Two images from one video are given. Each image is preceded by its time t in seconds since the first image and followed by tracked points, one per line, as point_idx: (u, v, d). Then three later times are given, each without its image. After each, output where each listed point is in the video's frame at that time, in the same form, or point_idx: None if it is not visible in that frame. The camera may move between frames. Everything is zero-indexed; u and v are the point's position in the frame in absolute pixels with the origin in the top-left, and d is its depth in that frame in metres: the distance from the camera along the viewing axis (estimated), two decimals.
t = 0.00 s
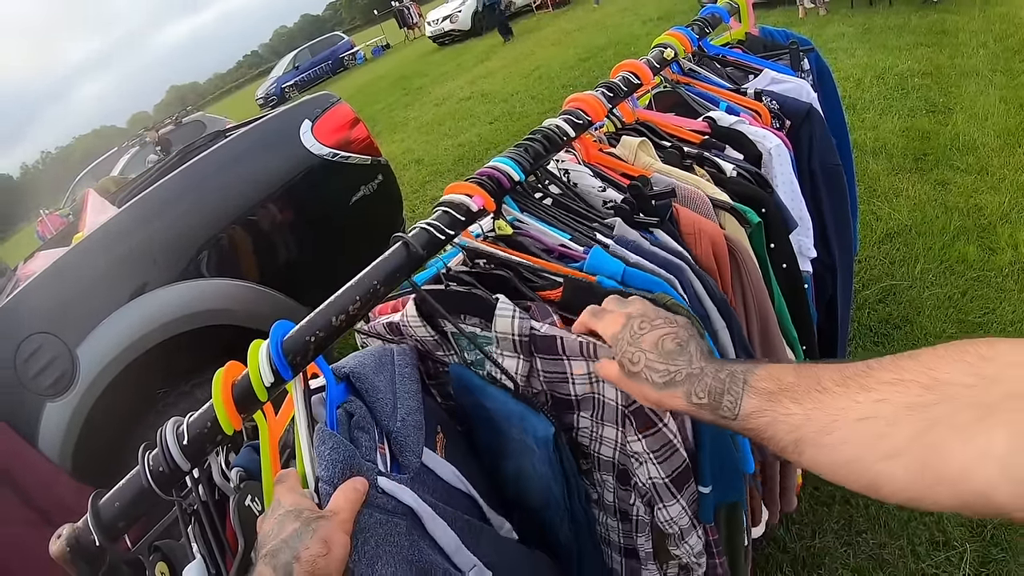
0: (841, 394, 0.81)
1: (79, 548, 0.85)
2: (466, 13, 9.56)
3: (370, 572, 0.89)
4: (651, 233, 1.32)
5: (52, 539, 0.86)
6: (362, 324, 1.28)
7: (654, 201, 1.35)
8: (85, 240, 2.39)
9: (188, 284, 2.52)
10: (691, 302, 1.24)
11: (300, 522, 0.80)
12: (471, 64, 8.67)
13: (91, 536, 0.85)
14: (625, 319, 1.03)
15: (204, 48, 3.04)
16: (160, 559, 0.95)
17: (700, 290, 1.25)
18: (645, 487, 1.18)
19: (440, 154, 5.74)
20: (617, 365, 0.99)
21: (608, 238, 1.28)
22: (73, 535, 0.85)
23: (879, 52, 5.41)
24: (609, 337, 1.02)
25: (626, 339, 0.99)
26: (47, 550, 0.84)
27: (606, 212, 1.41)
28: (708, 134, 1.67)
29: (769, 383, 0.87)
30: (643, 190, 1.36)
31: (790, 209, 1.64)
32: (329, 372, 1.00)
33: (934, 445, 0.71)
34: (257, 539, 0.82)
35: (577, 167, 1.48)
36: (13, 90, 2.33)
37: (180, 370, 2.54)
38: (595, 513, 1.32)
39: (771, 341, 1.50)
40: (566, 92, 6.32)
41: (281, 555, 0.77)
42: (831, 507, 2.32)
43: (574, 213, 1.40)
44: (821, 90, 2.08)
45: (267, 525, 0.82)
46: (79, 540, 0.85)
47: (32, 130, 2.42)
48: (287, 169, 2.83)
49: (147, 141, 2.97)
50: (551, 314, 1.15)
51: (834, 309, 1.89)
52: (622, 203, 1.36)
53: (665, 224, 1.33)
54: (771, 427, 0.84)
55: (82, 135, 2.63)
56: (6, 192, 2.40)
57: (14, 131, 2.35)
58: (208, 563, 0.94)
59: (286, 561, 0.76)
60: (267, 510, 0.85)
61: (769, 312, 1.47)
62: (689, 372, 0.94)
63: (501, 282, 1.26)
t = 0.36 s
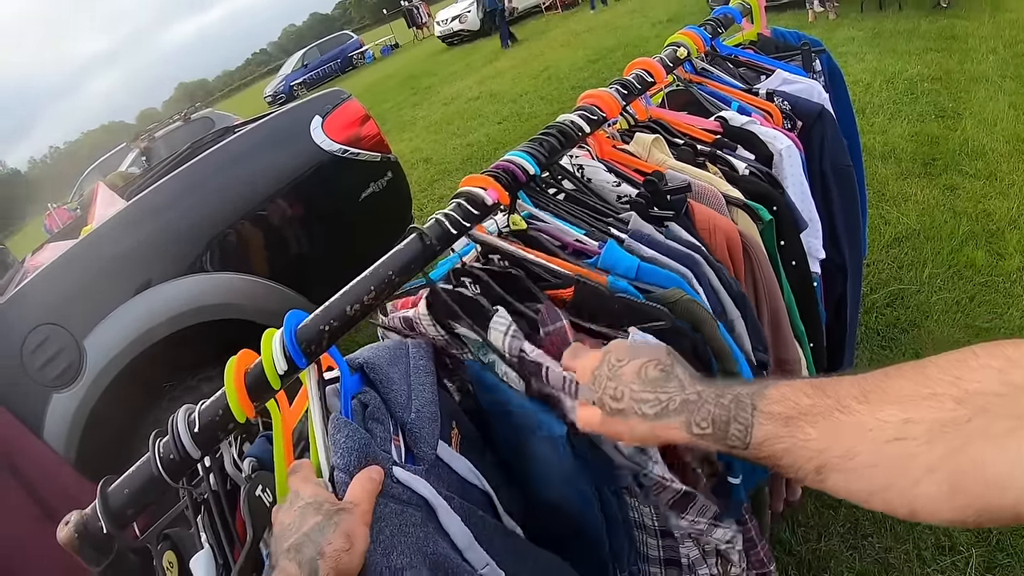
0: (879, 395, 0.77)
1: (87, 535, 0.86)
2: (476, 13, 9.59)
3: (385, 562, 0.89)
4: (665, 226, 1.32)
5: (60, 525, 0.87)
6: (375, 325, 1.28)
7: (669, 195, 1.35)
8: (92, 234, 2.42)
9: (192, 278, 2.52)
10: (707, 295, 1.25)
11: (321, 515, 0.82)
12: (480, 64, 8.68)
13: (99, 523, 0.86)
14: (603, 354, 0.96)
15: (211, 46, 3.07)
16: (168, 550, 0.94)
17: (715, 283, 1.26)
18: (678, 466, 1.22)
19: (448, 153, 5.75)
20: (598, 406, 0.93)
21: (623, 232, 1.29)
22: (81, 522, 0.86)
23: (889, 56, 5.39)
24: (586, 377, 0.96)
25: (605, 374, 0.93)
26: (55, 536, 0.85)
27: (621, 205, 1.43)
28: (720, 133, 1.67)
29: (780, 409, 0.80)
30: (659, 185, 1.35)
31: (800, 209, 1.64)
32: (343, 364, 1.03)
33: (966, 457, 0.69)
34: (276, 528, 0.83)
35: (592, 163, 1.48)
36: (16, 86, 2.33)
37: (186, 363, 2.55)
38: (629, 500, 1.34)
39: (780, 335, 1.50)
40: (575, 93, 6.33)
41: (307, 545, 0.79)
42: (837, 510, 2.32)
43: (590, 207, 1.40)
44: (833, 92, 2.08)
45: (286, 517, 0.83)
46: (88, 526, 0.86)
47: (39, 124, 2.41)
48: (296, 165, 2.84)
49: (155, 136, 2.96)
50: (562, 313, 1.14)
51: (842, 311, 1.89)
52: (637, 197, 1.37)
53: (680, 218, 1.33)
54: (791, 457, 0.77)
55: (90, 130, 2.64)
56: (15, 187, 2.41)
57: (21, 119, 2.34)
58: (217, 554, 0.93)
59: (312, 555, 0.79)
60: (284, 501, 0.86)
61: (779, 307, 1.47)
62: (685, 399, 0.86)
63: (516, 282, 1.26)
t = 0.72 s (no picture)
0: (883, 462, 0.69)
1: (73, 542, 0.84)
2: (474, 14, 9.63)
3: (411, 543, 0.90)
4: (660, 234, 1.31)
5: (46, 532, 0.86)
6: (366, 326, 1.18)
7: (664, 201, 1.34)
8: (87, 232, 2.40)
9: (187, 279, 2.50)
10: (700, 310, 1.24)
11: (359, 499, 0.82)
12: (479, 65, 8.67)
13: (85, 530, 0.85)
14: (520, 464, 0.89)
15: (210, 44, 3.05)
16: (155, 556, 0.98)
17: (707, 298, 1.25)
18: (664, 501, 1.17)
19: (446, 154, 5.75)
20: (521, 520, 0.83)
21: (614, 242, 1.28)
22: (67, 528, 0.84)
23: (887, 61, 5.40)
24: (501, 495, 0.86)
25: (530, 483, 0.86)
26: (41, 542, 0.84)
27: (616, 213, 1.41)
28: (717, 135, 1.68)
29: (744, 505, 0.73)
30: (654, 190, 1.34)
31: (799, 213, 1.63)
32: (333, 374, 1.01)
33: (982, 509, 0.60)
34: (307, 516, 0.81)
35: (586, 169, 1.48)
36: (21, 81, 2.30)
37: (180, 363, 2.53)
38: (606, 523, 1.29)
39: (782, 344, 1.50)
40: (573, 94, 6.32)
41: (351, 528, 0.79)
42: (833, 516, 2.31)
43: (583, 215, 1.39)
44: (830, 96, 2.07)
45: (321, 504, 0.82)
46: (74, 534, 0.84)
47: (40, 120, 2.37)
48: (291, 165, 2.82)
49: (151, 135, 3.02)
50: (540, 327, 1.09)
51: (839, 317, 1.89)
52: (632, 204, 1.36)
53: (676, 225, 1.32)
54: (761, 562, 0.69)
55: (88, 128, 2.60)
56: (16, 184, 2.38)
57: (23, 115, 2.30)
58: (207, 559, 0.93)
59: (358, 538, 0.78)
60: (310, 490, 0.84)
61: (781, 313, 1.47)
62: (628, 500, 0.80)
63: (500, 295, 1.22)
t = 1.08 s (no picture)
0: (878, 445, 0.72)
1: (75, 527, 0.84)
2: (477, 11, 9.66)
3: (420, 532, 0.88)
4: (660, 231, 1.33)
5: (48, 516, 0.86)
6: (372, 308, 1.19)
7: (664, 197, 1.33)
8: (88, 223, 2.43)
9: (188, 270, 2.50)
10: (694, 314, 1.24)
11: (363, 494, 0.83)
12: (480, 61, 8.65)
13: (87, 515, 0.85)
14: (573, 363, 0.97)
15: (212, 37, 3.06)
16: (155, 542, 0.97)
17: (702, 300, 1.25)
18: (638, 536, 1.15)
19: (448, 149, 5.75)
20: (555, 414, 0.93)
21: (612, 239, 1.28)
22: (69, 512, 0.84)
23: (890, 62, 5.40)
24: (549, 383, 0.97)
25: (570, 383, 0.95)
26: (42, 527, 0.84)
27: (617, 207, 1.42)
28: (723, 130, 1.69)
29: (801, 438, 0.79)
30: (655, 186, 1.33)
31: (804, 207, 1.64)
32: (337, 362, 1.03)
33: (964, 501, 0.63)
34: (310, 510, 0.82)
35: (591, 162, 1.49)
36: (21, 76, 2.32)
37: (180, 354, 2.54)
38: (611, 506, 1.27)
39: (782, 343, 1.50)
40: (575, 92, 6.32)
41: (354, 522, 0.80)
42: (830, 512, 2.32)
43: (584, 209, 1.40)
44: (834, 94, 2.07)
45: (325, 498, 0.83)
46: (76, 517, 0.84)
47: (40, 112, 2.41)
48: (294, 158, 2.83)
49: (152, 128, 2.87)
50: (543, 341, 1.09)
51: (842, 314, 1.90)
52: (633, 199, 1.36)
53: (676, 221, 1.33)
54: (738, 492, 0.77)
55: (88, 121, 2.63)
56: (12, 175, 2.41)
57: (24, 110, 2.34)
58: (212, 542, 0.94)
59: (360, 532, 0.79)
60: (316, 482, 0.85)
61: (781, 313, 1.47)
62: (640, 423, 0.89)
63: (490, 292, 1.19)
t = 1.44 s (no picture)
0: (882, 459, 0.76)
1: (77, 521, 0.84)
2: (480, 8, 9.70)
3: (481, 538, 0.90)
4: (662, 233, 1.32)
5: (50, 510, 0.85)
6: (372, 310, 1.14)
7: (668, 199, 1.35)
8: (90, 217, 2.41)
9: (190, 265, 2.50)
10: (696, 316, 1.24)
11: (433, 514, 0.80)
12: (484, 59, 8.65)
13: (89, 509, 0.84)
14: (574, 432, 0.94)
15: (215, 33, 3.05)
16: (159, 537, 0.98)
17: (704, 304, 1.25)
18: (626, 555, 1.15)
19: (450, 147, 5.74)
20: (571, 483, 0.89)
21: (617, 240, 1.27)
22: (72, 506, 0.84)
23: (893, 65, 5.40)
24: (553, 457, 0.92)
25: (582, 449, 0.92)
26: (45, 521, 0.84)
27: (621, 208, 1.41)
28: (727, 132, 1.68)
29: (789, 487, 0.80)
30: (659, 187, 1.36)
31: (806, 211, 1.64)
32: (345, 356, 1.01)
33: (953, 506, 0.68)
34: (373, 507, 0.79)
35: (595, 161, 1.48)
36: (22, 70, 2.34)
37: (181, 350, 2.54)
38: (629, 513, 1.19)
39: (778, 348, 1.50)
40: (578, 91, 6.31)
41: (422, 551, 0.77)
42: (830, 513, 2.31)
43: (588, 207, 1.40)
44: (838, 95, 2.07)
45: (394, 499, 0.79)
46: (78, 512, 0.84)
47: (42, 106, 2.41)
48: (296, 154, 2.82)
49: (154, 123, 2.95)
50: (551, 334, 1.09)
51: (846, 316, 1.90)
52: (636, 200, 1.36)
53: (678, 224, 1.33)
54: (799, 542, 0.76)
55: (90, 115, 2.62)
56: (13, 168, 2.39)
57: (28, 99, 2.36)
58: (215, 539, 0.94)
59: (429, 560, 0.77)
60: (384, 474, 0.81)
61: (778, 318, 1.46)
62: (676, 475, 0.87)
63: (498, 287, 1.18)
